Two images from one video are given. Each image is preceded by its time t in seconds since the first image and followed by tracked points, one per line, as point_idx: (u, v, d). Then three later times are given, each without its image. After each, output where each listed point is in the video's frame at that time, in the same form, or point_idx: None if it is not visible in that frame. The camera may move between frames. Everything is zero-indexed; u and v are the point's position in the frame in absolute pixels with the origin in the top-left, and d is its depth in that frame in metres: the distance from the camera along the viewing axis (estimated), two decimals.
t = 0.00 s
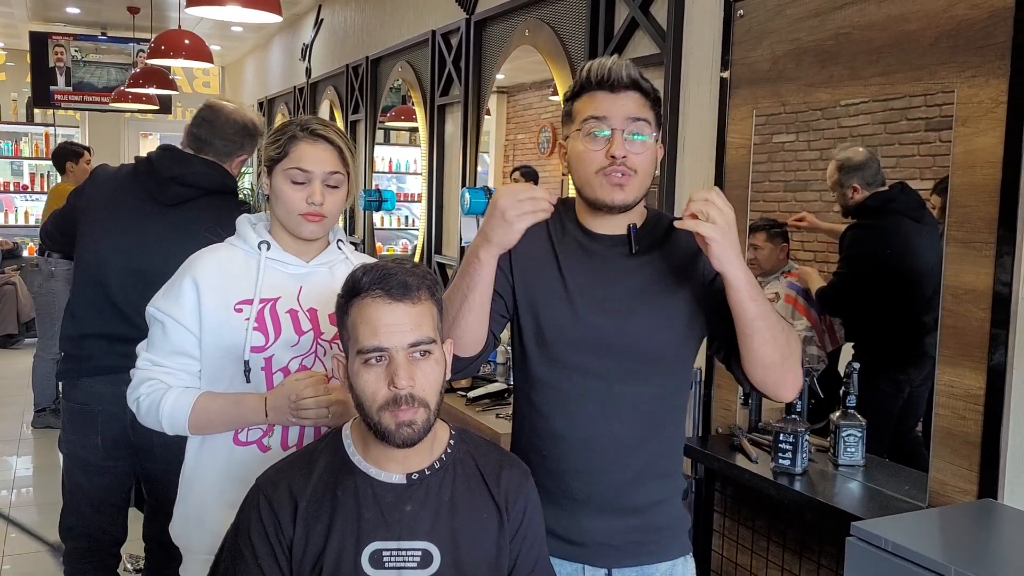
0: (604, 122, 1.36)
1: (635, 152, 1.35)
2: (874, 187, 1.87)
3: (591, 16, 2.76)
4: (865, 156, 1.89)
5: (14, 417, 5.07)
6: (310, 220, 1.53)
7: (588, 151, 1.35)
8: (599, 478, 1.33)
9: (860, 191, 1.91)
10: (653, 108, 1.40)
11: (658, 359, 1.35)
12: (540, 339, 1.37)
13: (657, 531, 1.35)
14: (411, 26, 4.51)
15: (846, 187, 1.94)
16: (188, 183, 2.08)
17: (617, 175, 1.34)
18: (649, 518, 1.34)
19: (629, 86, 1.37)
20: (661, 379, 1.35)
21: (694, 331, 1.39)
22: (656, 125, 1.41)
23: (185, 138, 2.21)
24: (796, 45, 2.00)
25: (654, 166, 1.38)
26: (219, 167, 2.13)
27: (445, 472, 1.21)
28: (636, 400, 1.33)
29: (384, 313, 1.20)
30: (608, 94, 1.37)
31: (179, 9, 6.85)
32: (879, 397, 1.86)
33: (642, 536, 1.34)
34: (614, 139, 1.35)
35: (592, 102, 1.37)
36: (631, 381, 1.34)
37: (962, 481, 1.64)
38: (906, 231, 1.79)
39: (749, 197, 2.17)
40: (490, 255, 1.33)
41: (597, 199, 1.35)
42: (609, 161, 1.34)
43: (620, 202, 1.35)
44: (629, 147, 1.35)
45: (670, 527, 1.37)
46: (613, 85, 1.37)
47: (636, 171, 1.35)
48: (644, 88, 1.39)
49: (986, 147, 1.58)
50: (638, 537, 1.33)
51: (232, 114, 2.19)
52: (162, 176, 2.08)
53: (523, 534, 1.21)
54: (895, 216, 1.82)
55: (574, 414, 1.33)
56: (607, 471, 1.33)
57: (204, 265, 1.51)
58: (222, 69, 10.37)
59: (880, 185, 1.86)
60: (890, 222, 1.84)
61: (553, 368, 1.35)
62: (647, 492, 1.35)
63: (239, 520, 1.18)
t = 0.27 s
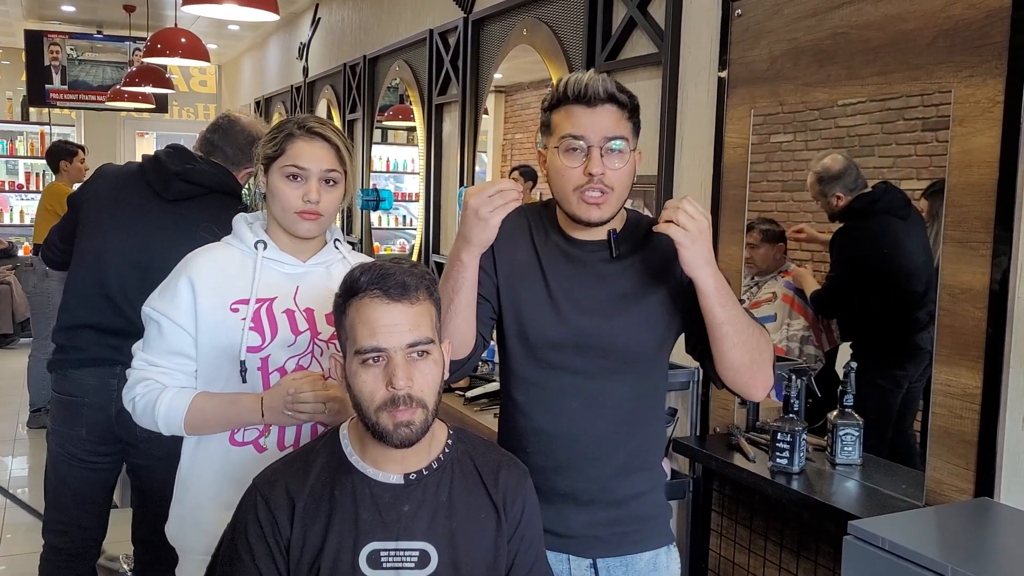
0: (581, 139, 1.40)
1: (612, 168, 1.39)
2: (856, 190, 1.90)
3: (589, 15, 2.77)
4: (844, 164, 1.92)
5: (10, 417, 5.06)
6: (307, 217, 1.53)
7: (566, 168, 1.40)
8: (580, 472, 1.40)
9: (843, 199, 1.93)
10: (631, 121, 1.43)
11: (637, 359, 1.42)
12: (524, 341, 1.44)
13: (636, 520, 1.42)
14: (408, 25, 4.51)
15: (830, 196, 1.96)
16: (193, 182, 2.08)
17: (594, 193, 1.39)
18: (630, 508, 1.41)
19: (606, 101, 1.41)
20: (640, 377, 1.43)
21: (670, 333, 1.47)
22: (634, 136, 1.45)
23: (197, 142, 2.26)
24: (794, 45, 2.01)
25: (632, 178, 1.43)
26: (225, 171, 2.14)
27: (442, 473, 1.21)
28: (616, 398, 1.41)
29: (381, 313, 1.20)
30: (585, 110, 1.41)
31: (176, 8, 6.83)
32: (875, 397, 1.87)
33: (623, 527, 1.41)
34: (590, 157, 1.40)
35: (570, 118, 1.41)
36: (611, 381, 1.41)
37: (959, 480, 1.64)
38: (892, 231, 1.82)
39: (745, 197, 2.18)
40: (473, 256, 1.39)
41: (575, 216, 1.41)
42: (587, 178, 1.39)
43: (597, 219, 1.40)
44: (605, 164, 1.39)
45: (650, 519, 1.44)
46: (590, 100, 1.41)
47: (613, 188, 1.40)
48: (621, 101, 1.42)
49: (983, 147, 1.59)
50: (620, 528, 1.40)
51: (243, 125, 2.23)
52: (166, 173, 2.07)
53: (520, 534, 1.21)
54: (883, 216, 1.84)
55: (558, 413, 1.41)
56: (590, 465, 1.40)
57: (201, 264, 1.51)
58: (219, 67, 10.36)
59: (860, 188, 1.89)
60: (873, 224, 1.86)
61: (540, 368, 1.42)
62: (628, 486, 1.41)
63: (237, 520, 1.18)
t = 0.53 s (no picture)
0: (573, 159, 1.39)
1: (603, 187, 1.39)
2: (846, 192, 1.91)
3: (586, 15, 2.76)
4: (836, 168, 1.93)
5: (7, 416, 5.05)
6: (304, 217, 1.53)
7: (558, 188, 1.40)
8: (573, 470, 1.40)
9: (836, 203, 1.94)
10: (623, 136, 1.42)
11: (629, 361, 1.42)
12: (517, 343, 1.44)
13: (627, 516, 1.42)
14: (406, 25, 4.51)
15: (824, 201, 1.97)
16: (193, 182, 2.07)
17: (585, 213, 1.39)
18: (622, 505, 1.41)
19: (597, 119, 1.40)
20: (632, 378, 1.43)
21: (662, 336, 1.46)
22: (627, 151, 1.44)
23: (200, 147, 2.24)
24: (791, 44, 2.01)
25: (625, 194, 1.42)
26: (225, 172, 2.13)
27: (439, 472, 1.21)
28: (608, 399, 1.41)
29: (380, 313, 1.20)
30: (576, 128, 1.40)
31: (173, 7, 6.83)
32: (873, 396, 1.87)
33: (616, 523, 1.41)
34: (582, 176, 1.39)
35: (561, 137, 1.40)
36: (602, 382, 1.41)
37: (956, 479, 1.64)
38: (888, 231, 1.82)
39: (743, 197, 2.18)
40: (470, 267, 1.39)
41: (567, 233, 1.41)
42: (578, 198, 1.38)
43: (587, 237, 1.40)
44: (597, 183, 1.39)
45: (643, 516, 1.44)
46: (582, 119, 1.39)
47: (604, 206, 1.39)
48: (613, 119, 1.40)
49: (980, 147, 1.59)
50: (613, 524, 1.40)
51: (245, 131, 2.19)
52: (165, 172, 2.07)
53: (517, 534, 1.21)
54: (875, 217, 1.85)
55: (549, 414, 1.41)
56: (582, 463, 1.40)
57: (199, 264, 1.50)
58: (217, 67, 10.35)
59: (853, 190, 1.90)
60: (869, 224, 1.86)
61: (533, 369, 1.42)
62: (620, 483, 1.41)
63: (235, 520, 1.18)
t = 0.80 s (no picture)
0: (575, 149, 1.41)
1: (605, 178, 1.40)
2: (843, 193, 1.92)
3: (586, 15, 2.76)
4: (832, 170, 1.94)
5: (7, 416, 5.04)
6: (304, 218, 1.53)
7: (560, 178, 1.41)
8: (575, 471, 1.40)
9: (832, 204, 1.95)
10: (625, 129, 1.44)
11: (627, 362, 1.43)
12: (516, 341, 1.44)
13: (628, 515, 1.42)
14: (405, 25, 4.51)
15: (820, 203, 1.98)
16: (194, 182, 2.06)
17: (587, 202, 1.40)
18: (623, 505, 1.42)
19: (600, 111, 1.41)
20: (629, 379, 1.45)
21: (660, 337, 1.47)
22: (628, 144, 1.45)
23: (202, 146, 2.23)
24: (790, 45, 2.01)
25: (626, 185, 1.43)
26: (225, 173, 2.11)
27: (440, 472, 1.21)
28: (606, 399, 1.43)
29: (381, 314, 1.20)
30: (579, 119, 1.41)
31: (172, 7, 6.83)
32: (872, 396, 1.87)
33: (618, 523, 1.41)
34: (584, 166, 1.40)
35: (563, 128, 1.42)
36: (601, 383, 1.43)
37: (956, 479, 1.64)
38: (885, 231, 1.82)
39: (743, 197, 2.18)
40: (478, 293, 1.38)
41: (569, 223, 1.41)
42: (580, 188, 1.39)
43: (590, 227, 1.40)
44: (599, 173, 1.40)
45: (645, 516, 1.44)
46: (584, 110, 1.41)
47: (606, 198, 1.40)
48: (615, 110, 1.42)
49: (979, 147, 1.59)
50: (616, 524, 1.41)
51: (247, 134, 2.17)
52: (165, 171, 2.07)
53: (518, 533, 1.21)
54: (871, 218, 1.86)
55: (548, 415, 1.41)
56: (583, 464, 1.40)
57: (200, 264, 1.50)
58: (216, 67, 10.35)
59: (848, 191, 1.91)
60: (865, 224, 1.87)
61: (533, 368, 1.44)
62: (620, 484, 1.42)
63: (236, 520, 1.18)
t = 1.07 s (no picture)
0: (578, 133, 1.43)
1: (608, 162, 1.43)
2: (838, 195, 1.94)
3: (586, 14, 2.77)
4: (828, 172, 1.96)
5: (7, 416, 5.04)
6: (305, 218, 1.53)
7: (563, 161, 1.43)
8: (576, 471, 1.41)
9: (829, 206, 1.97)
10: (627, 115, 1.46)
11: (629, 361, 1.44)
12: (516, 340, 1.45)
13: (628, 515, 1.42)
14: (405, 24, 4.51)
15: (817, 204, 2.00)
16: (198, 182, 2.07)
17: (590, 185, 1.42)
18: (625, 506, 1.42)
19: (602, 94, 1.44)
20: (631, 378, 1.45)
21: (662, 338, 1.48)
22: (630, 130, 1.48)
23: (206, 147, 2.23)
24: (790, 44, 2.01)
25: (628, 172, 1.46)
26: (230, 173, 2.11)
27: (440, 471, 1.21)
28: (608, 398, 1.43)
29: (381, 313, 1.20)
30: (582, 103, 1.44)
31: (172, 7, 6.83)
32: (872, 395, 1.87)
33: (620, 524, 1.41)
34: (587, 149, 1.43)
35: (566, 112, 1.44)
36: (602, 382, 1.43)
37: (956, 478, 1.65)
38: (884, 229, 1.84)
39: (743, 196, 2.18)
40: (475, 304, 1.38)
41: (571, 208, 1.43)
42: (583, 171, 1.42)
43: (592, 211, 1.42)
44: (602, 157, 1.42)
45: (646, 517, 1.45)
46: (587, 93, 1.43)
47: (609, 181, 1.43)
48: (617, 96, 1.45)
49: (979, 146, 1.59)
50: (617, 525, 1.41)
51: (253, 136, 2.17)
52: (170, 171, 2.07)
53: (518, 533, 1.21)
54: (868, 218, 1.87)
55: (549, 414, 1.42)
56: (583, 463, 1.41)
57: (200, 263, 1.50)
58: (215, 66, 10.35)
59: (845, 193, 1.92)
60: (863, 224, 1.89)
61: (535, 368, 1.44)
62: (620, 485, 1.42)
63: (236, 519, 1.18)
